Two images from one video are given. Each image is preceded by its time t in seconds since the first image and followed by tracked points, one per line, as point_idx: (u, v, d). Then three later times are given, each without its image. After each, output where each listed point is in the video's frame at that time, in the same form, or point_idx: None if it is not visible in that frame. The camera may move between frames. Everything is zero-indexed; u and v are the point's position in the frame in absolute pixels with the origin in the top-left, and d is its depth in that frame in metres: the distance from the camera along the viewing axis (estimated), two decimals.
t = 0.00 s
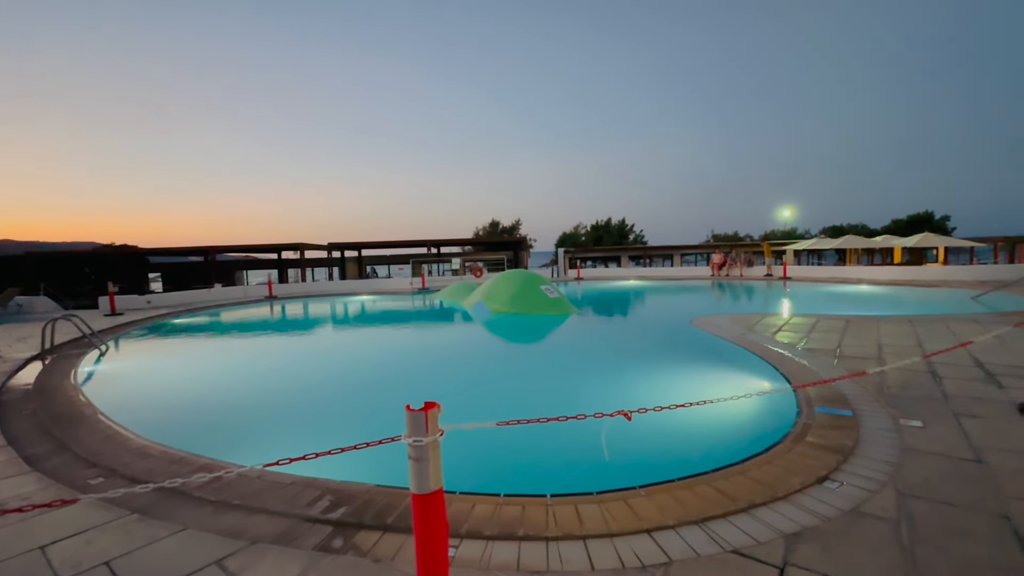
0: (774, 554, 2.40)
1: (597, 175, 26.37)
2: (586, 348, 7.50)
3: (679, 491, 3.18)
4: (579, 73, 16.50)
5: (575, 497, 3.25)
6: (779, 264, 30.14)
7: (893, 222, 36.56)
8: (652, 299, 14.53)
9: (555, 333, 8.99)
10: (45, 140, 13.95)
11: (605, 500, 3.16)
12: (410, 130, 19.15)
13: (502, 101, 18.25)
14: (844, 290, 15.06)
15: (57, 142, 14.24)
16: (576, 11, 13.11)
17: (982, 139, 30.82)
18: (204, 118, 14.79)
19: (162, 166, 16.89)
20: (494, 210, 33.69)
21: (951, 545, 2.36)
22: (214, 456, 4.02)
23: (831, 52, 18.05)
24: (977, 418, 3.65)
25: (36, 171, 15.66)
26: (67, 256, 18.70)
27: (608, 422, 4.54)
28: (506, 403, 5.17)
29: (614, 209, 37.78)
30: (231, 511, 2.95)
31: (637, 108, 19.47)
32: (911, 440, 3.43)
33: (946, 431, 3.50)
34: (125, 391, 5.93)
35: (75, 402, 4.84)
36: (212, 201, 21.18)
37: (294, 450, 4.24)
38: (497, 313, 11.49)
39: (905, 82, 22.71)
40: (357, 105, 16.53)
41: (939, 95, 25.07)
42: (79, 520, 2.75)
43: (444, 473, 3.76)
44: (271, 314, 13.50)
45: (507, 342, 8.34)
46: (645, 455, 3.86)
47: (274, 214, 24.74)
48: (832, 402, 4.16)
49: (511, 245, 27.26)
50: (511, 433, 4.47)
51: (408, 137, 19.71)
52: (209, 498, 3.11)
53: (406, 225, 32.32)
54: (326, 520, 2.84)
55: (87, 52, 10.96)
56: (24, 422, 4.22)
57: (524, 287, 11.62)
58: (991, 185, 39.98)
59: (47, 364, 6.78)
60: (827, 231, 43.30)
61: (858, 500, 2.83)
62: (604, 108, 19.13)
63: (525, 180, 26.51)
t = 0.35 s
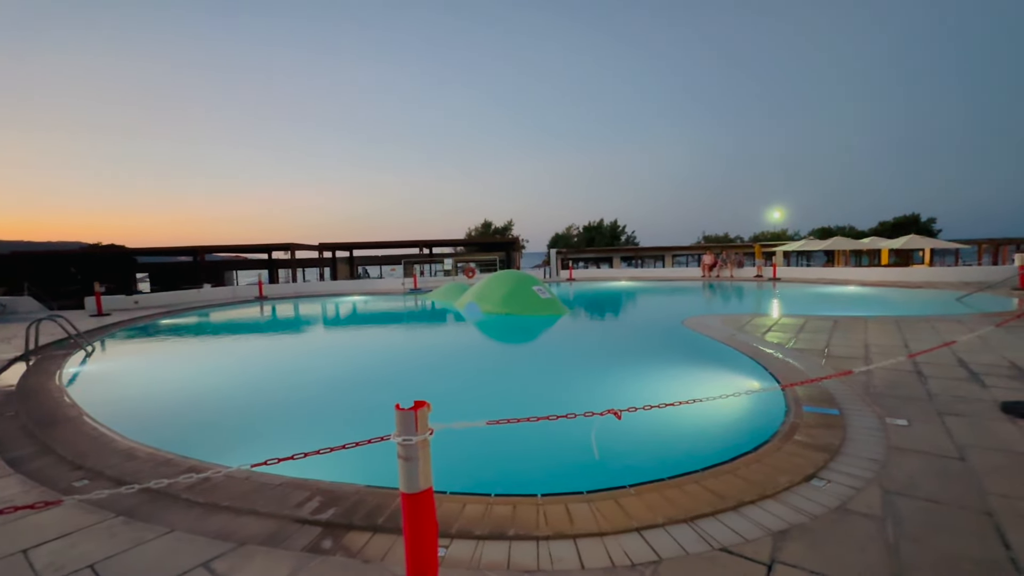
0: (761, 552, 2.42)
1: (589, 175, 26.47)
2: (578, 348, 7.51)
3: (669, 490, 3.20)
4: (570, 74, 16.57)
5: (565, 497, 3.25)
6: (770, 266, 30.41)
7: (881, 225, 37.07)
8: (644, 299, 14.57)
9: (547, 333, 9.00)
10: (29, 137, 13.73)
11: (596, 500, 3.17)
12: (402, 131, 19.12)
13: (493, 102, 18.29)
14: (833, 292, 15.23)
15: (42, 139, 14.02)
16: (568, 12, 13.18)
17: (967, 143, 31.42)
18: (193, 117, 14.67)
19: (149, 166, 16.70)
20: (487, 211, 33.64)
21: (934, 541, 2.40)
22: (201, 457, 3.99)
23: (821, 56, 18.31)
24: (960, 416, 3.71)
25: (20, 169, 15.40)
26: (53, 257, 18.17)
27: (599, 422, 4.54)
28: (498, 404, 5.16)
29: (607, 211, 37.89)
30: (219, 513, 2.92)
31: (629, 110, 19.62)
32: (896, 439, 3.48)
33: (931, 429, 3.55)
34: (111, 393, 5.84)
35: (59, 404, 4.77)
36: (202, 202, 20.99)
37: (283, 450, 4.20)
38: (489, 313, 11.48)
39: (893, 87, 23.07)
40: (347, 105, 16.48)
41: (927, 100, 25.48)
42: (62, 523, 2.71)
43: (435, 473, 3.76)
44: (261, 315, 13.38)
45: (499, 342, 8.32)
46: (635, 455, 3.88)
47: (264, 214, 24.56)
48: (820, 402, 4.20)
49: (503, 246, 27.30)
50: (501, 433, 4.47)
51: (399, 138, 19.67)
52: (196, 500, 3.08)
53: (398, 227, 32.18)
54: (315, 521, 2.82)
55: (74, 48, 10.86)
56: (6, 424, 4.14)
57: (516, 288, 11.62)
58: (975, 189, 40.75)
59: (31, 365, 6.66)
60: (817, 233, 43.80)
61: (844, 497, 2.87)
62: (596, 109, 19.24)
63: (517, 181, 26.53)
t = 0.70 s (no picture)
0: (757, 551, 2.42)
1: (587, 176, 26.51)
2: (575, 348, 7.51)
3: (665, 490, 3.20)
4: (568, 73, 16.53)
5: (561, 497, 3.25)
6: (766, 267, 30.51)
7: (877, 226, 37.24)
8: (641, 300, 14.59)
9: (544, 334, 8.99)
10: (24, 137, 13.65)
11: (592, 499, 3.16)
12: (399, 130, 19.08)
13: (491, 102, 18.29)
14: (830, 292, 15.28)
15: (37, 140, 13.93)
16: (565, 12, 13.20)
17: (961, 145, 31.66)
18: (188, 116, 14.57)
19: (145, 166, 16.62)
20: (484, 211, 33.61)
21: (929, 541, 2.40)
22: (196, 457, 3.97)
23: (817, 58, 18.41)
24: (955, 416, 3.72)
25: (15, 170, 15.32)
26: (49, 257, 18.16)
27: (596, 422, 4.54)
28: (495, 404, 5.15)
29: (605, 211, 37.93)
30: (213, 513, 2.91)
31: (626, 111, 19.67)
32: (891, 439, 3.48)
33: (925, 429, 3.57)
34: (105, 394, 5.81)
35: (52, 404, 4.74)
36: (198, 202, 20.89)
37: (278, 450, 4.19)
38: (486, 314, 11.47)
39: (889, 89, 23.21)
40: (344, 105, 16.46)
41: (923, 102, 25.63)
42: (54, 523, 2.69)
43: (431, 473, 3.76)
44: (257, 315, 13.35)
45: (496, 343, 8.31)
46: (631, 455, 3.88)
47: (260, 215, 24.49)
48: (816, 402, 4.21)
49: (501, 247, 27.34)
50: (498, 433, 4.46)
51: (395, 137, 19.64)
52: (190, 500, 3.06)
53: (396, 227, 32.12)
54: (310, 521, 2.80)
55: (67, 47, 10.76)
56: None
57: (513, 288, 11.61)
58: (970, 190, 41.03)
59: (25, 366, 6.61)
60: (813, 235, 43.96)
61: (840, 497, 2.87)
62: (593, 110, 19.25)
63: (515, 182, 26.53)
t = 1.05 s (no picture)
0: (756, 553, 2.43)
1: (587, 176, 26.53)
2: (575, 349, 7.51)
3: (664, 491, 3.20)
4: (566, 73, 16.52)
5: (560, 498, 3.24)
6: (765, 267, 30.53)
7: (876, 226, 37.25)
8: (640, 301, 14.57)
9: (543, 335, 8.98)
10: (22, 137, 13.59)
11: (591, 501, 3.16)
12: (398, 131, 19.08)
13: (490, 102, 18.28)
14: (829, 293, 15.30)
15: (35, 141, 13.89)
16: (564, 13, 13.22)
17: (959, 145, 31.71)
18: (187, 117, 14.56)
19: (143, 167, 16.58)
20: (483, 212, 33.58)
21: (927, 542, 2.41)
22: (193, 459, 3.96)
23: (815, 58, 18.42)
24: (954, 417, 3.72)
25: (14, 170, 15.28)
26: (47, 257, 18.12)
27: (594, 423, 4.54)
28: (494, 405, 5.15)
29: (604, 211, 37.93)
30: (211, 515, 2.91)
31: (625, 112, 19.68)
32: (889, 439, 3.49)
33: (924, 430, 3.57)
34: (103, 395, 5.80)
35: (49, 406, 4.73)
36: (196, 203, 20.86)
37: (276, 452, 4.19)
38: (484, 315, 11.48)
39: (887, 89, 23.22)
40: (344, 106, 16.46)
41: (922, 101, 25.66)
42: (52, 526, 2.68)
43: (429, 475, 3.74)
44: (256, 316, 13.33)
45: (494, 344, 8.30)
46: (629, 457, 3.87)
47: (259, 215, 24.46)
48: (814, 403, 4.22)
49: (500, 248, 27.35)
50: (496, 434, 4.45)
51: (394, 138, 19.60)
52: (187, 502, 3.05)
53: (394, 227, 32.08)
54: (307, 524, 2.80)
55: (65, 47, 10.73)
56: None
57: (512, 290, 11.62)
58: (968, 190, 41.12)
59: (22, 367, 6.59)
60: (812, 235, 43.99)
61: (839, 498, 2.88)
62: (592, 110, 19.26)
63: (514, 182, 26.53)
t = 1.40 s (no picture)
0: (747, 551, 2.44)
1: (578, 175, 26.62)
2: (567, 349, 7.52)
3: (656, 490, 3.21)
4: (557, 72, 16.57)
5: (553, 497, 3.24)
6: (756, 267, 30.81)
7: (865, 226, 37.73)
8: (632, 300, 14.63)
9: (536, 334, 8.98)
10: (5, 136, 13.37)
11: (584, 500, 3.17)
12: (388, 130, 19.04)
13: (481, 102, 18.29)
14: (818, 292, 15.45)
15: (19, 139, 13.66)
16: (555, 14, 13.31)
17: (946, 146, 32.22)
18: (173, 115, 14.37)
19: (131, 166, 16.37)
20: (475, 211, 33.55)
21: (916, 539, 2.44)
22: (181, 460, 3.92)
23: (806, 60, 18.63)
24: (941, 415, 3.77)
25: None
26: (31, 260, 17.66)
27: (587, 423, 4.54)
28: (486, 405, 5.13)
29: (596, 211, 38.07)
30: (202, 517, 2.88)
31: (617, 112, 19.79)
32: (879, 438, 3.53)
33: (912, 428, 3.61)
34: (91, 395, 5.72)
35: (35, 406, 4.65)
36: (185, 202, 20.63)
37: (266, 453, 4.15)
38: (477, 314, 11.46)
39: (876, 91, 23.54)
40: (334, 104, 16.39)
41: (910, 104, 26.07)
42: (39, 529, 2.64)
43: (422, 475, 3.73)
44: (246, 315, 13.22)
45: (487, 343, 8.28)
46: (622, 457, 3.87)
47: (249, 214, 24.26)
48: (805, 402, 4.25)
49: (493, 247, 27.40)
50: (489, 434, 4.44)
51: (386, 136, 19.57)
52: (178, 504, 3.02)
53: (386, 226, 31.94)
54: (299, 525, 2.78)
55: (47, 43, 10.59)
56: None
57: (504, 289, 11.60)
58: (954, 191, 41.83)
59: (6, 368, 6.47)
60: (802, 235, 44.47)
61: (829, 496, 2.90)
62: (584, 111, 19.38)
63: (506, 182, 26.55)
